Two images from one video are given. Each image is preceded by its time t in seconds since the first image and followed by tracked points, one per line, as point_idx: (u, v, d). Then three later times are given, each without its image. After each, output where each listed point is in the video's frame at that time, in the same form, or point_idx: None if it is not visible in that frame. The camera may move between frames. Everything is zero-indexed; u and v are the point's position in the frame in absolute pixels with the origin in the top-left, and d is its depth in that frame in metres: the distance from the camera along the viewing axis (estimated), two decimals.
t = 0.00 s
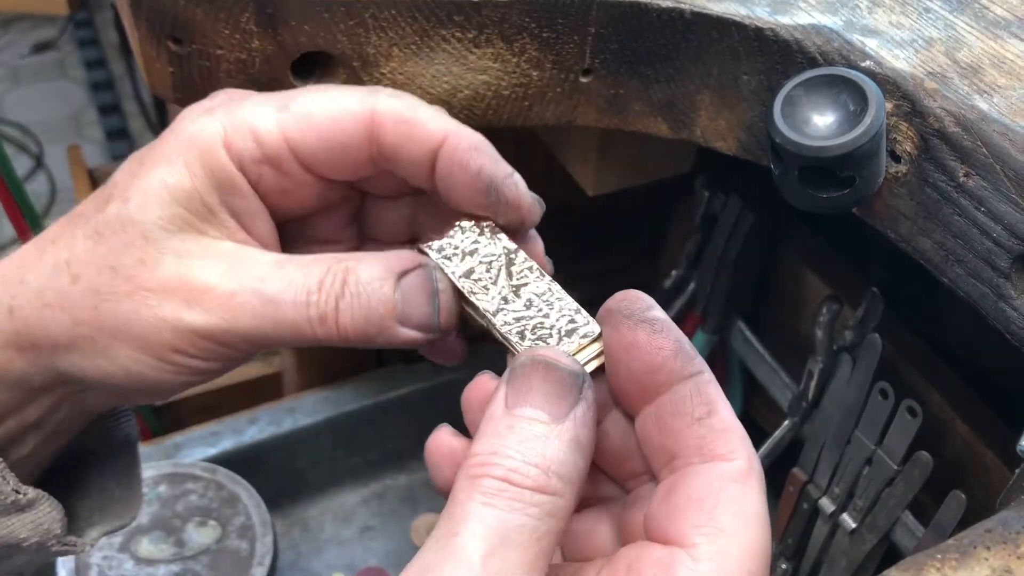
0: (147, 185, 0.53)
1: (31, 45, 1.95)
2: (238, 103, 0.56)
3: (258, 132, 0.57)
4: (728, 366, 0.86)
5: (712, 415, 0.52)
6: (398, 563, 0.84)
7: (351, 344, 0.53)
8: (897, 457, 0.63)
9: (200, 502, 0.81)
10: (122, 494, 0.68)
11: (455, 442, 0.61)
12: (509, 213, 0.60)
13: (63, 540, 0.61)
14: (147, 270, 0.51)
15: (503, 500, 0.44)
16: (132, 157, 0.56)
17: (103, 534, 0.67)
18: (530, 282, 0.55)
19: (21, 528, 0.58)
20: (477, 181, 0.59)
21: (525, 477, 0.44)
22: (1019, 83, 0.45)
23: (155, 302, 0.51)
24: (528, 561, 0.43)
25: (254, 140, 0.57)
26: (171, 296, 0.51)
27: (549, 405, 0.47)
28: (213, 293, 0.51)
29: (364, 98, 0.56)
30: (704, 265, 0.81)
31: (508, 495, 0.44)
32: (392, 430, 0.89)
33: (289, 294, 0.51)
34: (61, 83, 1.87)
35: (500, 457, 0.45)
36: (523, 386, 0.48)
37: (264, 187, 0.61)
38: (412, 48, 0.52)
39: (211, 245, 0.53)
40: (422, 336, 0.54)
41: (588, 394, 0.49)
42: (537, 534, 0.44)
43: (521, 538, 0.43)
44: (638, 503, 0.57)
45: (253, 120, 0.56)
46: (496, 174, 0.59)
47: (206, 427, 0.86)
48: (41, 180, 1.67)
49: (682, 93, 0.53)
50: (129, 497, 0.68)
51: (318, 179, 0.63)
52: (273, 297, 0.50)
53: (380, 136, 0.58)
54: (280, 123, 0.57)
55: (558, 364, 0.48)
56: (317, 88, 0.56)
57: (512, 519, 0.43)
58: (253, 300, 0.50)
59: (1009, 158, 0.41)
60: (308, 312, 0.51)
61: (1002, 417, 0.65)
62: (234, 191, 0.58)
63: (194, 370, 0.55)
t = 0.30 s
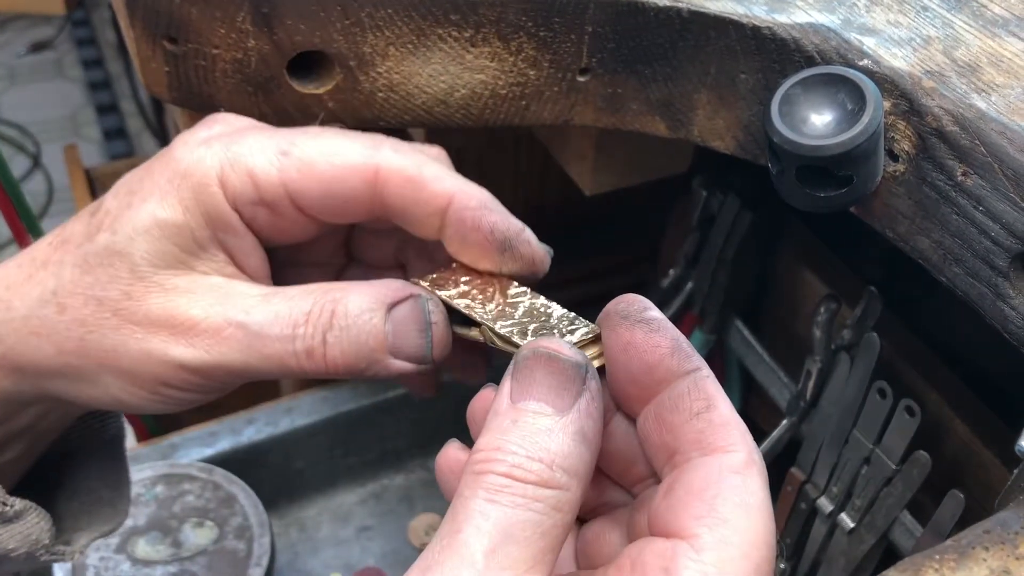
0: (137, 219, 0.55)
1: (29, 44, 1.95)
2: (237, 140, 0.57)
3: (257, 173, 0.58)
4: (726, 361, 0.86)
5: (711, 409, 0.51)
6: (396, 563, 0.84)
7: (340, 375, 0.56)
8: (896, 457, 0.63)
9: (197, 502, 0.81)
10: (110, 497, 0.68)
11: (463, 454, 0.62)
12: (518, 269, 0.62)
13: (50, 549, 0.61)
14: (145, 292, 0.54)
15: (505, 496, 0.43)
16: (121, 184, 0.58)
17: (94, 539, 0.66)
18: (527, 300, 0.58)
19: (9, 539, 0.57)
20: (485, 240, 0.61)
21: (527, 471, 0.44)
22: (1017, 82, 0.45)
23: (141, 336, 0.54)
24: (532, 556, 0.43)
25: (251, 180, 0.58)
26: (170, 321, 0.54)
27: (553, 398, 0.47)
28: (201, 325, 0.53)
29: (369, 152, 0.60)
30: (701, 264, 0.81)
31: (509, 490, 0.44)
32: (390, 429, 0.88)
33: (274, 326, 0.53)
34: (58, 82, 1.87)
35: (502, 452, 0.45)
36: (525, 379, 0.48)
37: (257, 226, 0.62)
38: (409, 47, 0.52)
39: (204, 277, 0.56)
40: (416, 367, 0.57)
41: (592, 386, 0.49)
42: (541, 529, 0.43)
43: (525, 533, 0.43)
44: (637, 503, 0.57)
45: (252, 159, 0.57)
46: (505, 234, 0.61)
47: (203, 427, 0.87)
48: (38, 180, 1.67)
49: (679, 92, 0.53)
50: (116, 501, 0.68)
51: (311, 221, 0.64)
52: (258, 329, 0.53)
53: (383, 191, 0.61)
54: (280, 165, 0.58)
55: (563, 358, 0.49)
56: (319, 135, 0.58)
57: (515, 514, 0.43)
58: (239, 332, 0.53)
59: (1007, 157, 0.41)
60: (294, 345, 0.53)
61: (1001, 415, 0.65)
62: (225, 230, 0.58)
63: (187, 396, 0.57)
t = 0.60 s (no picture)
0: (134, 232, 0.54)
1: (26, 45, 1.95)
2: (236, 155, 0.58)
3: (254, 190, 0.57)
4: (724, 362, 0.85)
5: (716, 421, 0.52)
6: (394, 564, 0.84)
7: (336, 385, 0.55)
8: (893, 458, 0.63)
9: (194, 504, 0.81)
10: (106, 509, 0.68)
11: (465, 469, 0.62)
12: (520, 286, 0.62)
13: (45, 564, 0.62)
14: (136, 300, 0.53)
15: (515, 501, 0.43)
16: (117, 200, 0.57)
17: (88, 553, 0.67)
18: (529, 314, 0.57)
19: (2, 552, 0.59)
20: (487, 258, 0.60)
21: (536, 476, 0.44)
22: (1014, 82, 0.44)
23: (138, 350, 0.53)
24: (544, 562, 0.43)
25: (248, 197, 0.57)
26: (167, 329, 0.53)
27: (564, 401, 0.47)
28: (197, 340, 0.52)
29: (368, 170, 0.60)
30: (699, 264, 0.81)
31: (518, 495, 0.44)
32: (388, 429, 0.88)
33: (270, 338, 0.52)
34: (55, 82, 1.87)
35: (512, 456, 0.45)
36: (534, 382, 0.47)
37: (255, 244, 0.61)
38: (406, 48, 0.51)
39: (199, 290, 0.55)
40: (413, 375, 0.56)
41: (603, 389, 0.48)
42: (552, 535, 0.43)
43: (535, 539, 0.43)
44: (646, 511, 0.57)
45: (250, 177, 0.57)
46: (506, 253, 0.60)
47: (201, 428, 0.87)
48: (35, 181, 1.67)
49: (676, 92, 0.53)
50: (113, 513, 0.68)
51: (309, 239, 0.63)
52: (253, 342, 0.52)
53: (381, 210, 0.61)
54: (278, 183, 0.58)
55: (575, 360, 0.48)
56: (320, 156, 0.59)
57: (524, 519, 0.43)
58: (234, 346, 0.52)
59: (1004, 157, 0.41)
60: (290, 358, 0.52)
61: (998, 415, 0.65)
62: (224, 247, 0.58)
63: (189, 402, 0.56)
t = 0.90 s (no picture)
0: (127, 286, 0.54)
1: (26, 45, 1.95)
2: (216, 205, 0.54)
3: (238, 240, 0.54)
4: (723, 362, 0.85)
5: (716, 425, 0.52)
6: (394, 564, 0.84)
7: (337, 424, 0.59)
8: (893, 457, 0.63)
9: (194, 505, 0.81)
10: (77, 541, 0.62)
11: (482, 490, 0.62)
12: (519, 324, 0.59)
13: None
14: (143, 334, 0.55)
15: (528, 500, 0.43)
16: (104, 249, 0.56)
17: None
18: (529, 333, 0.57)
19: None
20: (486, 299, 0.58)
21: (550, 474, 0.44)
22: (1012, 82, 0.44)
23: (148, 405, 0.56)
24: (555, 560, 0.43)
25: (234, 248, 0.54)
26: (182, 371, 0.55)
27: (579, 400, 0.47)
28: (204, 393, 0.55)
29: (358, 215, 0.56)
30: (698, 264, 0.81)
31: (529, 494, 0.44)
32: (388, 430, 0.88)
33: (273, 390, 0.55)
34: (54, 82, 1.86)
35: (526, 456, 0.45)
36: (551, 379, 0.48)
37: (247, 291, 0.58)
38: (405, 48, 0.51)
39: (200, 337, 0.56)
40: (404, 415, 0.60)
41: (620, 387, 0.48)
42: (564, 534, 0.43)
43: (547, 538, 0.43)
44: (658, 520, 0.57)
45: (234, 227, 0.54)
46: (502, 291, 0.58)
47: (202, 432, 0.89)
48: (35, 181, 1.67)
49: (675, 92, 0.53)
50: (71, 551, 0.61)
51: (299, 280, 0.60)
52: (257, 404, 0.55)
53: (371, 256, 0.58)
54: (263, 232, 0.55)
55: (590, 360, 0.48)
56: (306, 200, 0.56)
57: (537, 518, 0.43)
58: (241, 400, 0.55)
59: (1003, 157, 0.41)
60: (295, 409, 0.56)
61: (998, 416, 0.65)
62: (214, 293, 0.56)
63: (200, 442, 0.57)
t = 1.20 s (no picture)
0: (161, 268, 0.56)
1: (24, 43, 1.95)
2: (246, 189, 0.60)
3: (270, 219, 0.60)
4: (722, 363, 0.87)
5: (667, 411, 0.49)
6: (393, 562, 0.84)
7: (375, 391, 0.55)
8: (893, 454, 0.63)
9: (194, 503, 0.82)
10: None
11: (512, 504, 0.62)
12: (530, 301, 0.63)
13: None
14: (175, 315, 0.55)
15: (457, 497, 0.44)
16: (138, 240, 0.58)
17: None
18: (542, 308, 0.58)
19: None
20: (496, 279, 0.63)
21: (482, 474, 0.45)
22: (1013, 78, 0.44)
23: (182, 385, 0.55)
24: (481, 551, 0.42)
25: (264, 227, 0.60)
26: (217, 355, 0.54)
27: (516, 414, 0.50)
28: (241, 369, 0.54)
29: (375, 196, 0.62)
30: (698, 261, 0.81)
31: (458, 492, 0.44)
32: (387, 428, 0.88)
33: (307, 358, 0.53)
34: (53, 80, 1.86)
35: (458, 459, 0.46)
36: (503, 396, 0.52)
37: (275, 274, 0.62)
38: (404, 46, 0.51)
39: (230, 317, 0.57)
40: (441, 369, 0.56)
41: (553, 398, 0.51)
42: (495, 528, 0.43)
43: (473, 532, 0.43)
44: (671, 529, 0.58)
45: (265, 204, 0.59)
46: (512, 271, 0.63)
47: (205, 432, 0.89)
48: (34, 179, 1.67)
49: (675, 90, 0.53)
50: None
51: (324, 265, 0.65)
52: (296, 375, 0.53)
53: (389, 236, 0.63)
54: (293, 212, 0.60)
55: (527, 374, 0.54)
56: (328, 183, 0.62)
57: (463, 514, 0.43)
58: (275, 371, 0.54)
59: (1004, 153, 0.41)
60: (329, 373, 0.53)
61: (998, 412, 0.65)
62: (246, 273, 0.59)
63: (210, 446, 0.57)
